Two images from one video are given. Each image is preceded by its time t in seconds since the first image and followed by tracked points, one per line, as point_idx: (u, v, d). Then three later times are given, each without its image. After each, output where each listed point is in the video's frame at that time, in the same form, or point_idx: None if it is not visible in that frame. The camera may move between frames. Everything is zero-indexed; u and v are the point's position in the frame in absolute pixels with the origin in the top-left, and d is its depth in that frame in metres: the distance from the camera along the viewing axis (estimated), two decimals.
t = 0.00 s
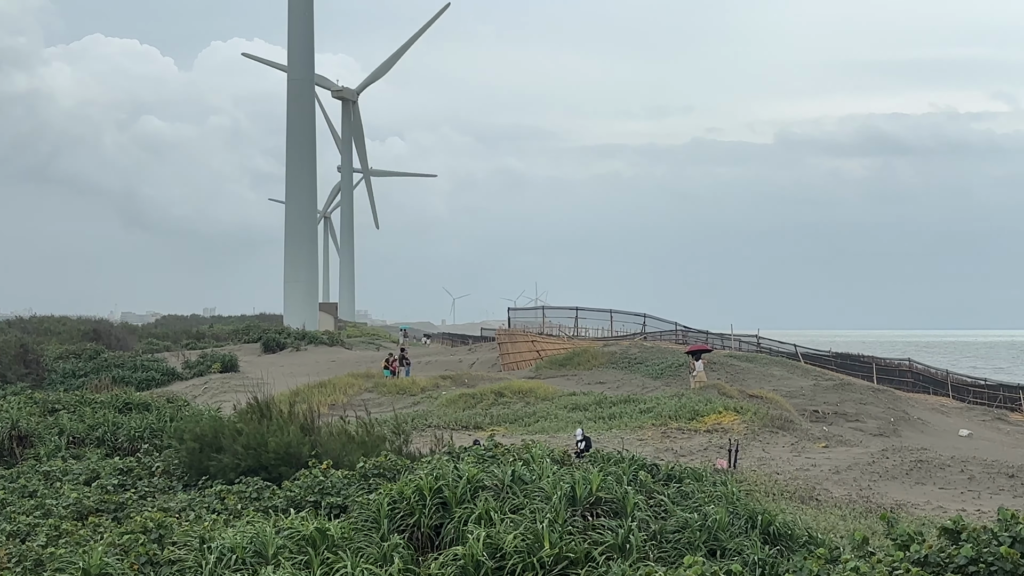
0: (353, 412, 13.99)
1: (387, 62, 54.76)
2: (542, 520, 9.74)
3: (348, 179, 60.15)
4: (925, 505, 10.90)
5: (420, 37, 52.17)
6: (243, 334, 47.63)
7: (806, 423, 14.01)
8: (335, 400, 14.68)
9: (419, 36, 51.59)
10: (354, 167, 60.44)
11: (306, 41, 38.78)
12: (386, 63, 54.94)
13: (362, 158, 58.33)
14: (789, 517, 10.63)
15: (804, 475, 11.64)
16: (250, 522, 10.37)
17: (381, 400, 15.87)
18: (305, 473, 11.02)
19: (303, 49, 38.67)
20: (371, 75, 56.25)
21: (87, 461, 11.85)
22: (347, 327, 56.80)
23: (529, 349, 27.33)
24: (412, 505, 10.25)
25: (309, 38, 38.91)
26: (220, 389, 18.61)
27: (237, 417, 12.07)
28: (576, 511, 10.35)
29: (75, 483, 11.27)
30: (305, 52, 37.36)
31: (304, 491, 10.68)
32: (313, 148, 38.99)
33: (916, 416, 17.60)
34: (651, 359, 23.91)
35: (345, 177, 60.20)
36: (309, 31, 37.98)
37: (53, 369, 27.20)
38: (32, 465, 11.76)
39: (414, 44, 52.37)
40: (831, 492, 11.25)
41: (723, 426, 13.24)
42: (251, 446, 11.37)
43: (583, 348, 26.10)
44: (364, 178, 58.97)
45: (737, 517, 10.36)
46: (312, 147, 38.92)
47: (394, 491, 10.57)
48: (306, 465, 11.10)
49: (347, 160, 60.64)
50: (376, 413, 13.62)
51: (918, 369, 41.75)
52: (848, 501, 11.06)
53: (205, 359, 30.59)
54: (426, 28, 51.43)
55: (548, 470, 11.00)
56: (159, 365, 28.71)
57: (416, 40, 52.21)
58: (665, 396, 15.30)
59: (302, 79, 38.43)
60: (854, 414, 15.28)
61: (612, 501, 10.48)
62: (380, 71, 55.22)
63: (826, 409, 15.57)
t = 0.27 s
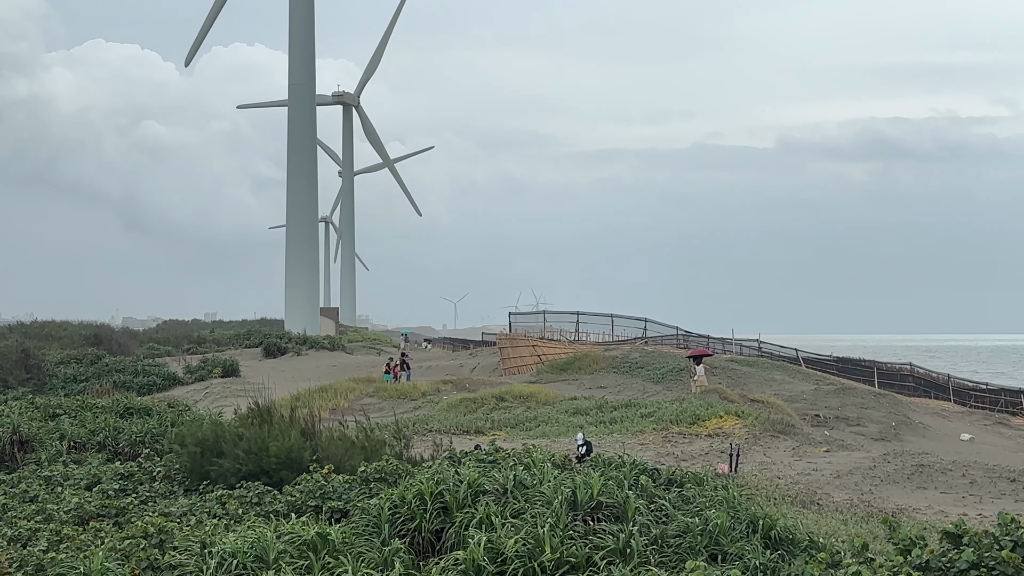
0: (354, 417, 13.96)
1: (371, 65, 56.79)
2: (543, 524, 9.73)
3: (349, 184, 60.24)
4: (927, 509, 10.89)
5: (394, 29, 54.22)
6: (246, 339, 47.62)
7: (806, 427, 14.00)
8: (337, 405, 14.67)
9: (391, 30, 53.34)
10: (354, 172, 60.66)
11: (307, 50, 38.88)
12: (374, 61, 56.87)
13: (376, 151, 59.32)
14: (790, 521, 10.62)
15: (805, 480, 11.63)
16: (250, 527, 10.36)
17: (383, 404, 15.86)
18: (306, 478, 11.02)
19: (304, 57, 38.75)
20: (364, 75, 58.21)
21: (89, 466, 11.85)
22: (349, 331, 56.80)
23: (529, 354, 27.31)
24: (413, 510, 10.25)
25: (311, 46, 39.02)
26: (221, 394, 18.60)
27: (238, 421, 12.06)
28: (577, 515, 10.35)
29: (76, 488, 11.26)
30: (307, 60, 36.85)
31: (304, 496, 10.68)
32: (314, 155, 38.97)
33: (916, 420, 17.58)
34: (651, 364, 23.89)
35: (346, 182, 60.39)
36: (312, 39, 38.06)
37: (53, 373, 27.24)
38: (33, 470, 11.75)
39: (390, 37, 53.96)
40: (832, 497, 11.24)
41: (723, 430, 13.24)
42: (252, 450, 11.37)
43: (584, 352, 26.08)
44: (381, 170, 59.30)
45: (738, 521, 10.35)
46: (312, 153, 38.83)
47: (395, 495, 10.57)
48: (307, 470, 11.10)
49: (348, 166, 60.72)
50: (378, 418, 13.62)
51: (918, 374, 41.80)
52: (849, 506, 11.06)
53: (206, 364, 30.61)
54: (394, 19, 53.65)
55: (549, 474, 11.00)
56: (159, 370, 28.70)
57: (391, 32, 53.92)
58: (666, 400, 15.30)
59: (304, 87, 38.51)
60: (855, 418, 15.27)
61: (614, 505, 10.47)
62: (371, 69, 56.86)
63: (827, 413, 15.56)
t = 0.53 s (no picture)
0: (366, 414, 14.68)
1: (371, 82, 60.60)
2: (545, 515, 10.41)
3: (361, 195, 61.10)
4: (906, 501, 11.54)
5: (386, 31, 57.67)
6: (265, 340, 48.48)
7: (793, 423, 14.67)
8: (350, 402, 15.37)
9: (383, 37, 57.69)
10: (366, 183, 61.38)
11: (322, 53, 39.51)
12: (375, 70, 60.79)
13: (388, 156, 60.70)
14: (778, 512, 11.29)
15: (792, 472, 12.31)
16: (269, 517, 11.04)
17: (394, 402, 16.55)
18: (321, 471, 11.70)
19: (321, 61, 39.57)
20: (369, 85, 60.94)
21: (117, 460, 12.56)
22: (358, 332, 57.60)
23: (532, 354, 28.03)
24: (422, 501, 10.93)
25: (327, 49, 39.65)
26: (241, 391, 19.37)
27: (258, 418, 12.78)
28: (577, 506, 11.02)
29: (105, 481, 11.97)
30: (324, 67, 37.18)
31: (320, 488, 11.36)
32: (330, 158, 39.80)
33: (897, 417, 18.24)
34: (647, 363, 24.58)
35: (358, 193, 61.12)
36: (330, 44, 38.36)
37: (83, 373, 28.03)
38: (66, 463, 12.48)
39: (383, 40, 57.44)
40: (818, 488, 11.90)
41: (715, 425, 13.92)
42: (272, 445, 12.08)
43: (584, 352, 26.77)
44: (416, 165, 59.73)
45: (729, 512, 11.01)
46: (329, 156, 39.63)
47: (406, 488, 11.24)
48: (323, 463, 11.79)
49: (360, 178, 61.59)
50: (389, 414, 14.32)
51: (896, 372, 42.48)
52: (834, 497, 11.72)
53: (228, 363, 31.38)
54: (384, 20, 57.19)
55: (551, 467, 11.68)
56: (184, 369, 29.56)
57: (382, 55, 61.03)
58: (661, 397, 15.98)
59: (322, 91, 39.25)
60: (839, 415, 15.95)
61: (611, 497, 11.16)
62: (376, 77, 60.21)
63: (813, 410, 16.24)
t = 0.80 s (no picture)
0: (387, 407, 15.93)
1: (380, 100, 67.23)
2: (549, 498, 11.61)
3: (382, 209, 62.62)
4: (877, 485, 12.73)
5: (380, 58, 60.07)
6: (297, 339, 50.00)
7: (774, 415, 15.88)
8: (373, 395, 16.64)
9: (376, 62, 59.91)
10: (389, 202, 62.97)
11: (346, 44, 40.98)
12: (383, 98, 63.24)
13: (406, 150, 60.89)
14: (760, 495, 12.48)
15: (774, 460, 13.51)
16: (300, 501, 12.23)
17: (418, 396, 17.81)
18: (347, 459, 12.92)
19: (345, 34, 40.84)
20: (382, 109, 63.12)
21: (162, 449, 13.82)
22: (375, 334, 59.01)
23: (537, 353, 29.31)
24: (439, 485, 12.14)
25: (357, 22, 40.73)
26: (274, 387, 20.69)
27: (289, 411, 14.04)
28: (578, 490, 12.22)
29: (152, 467, 13.21)
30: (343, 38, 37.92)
31: (346, 474, 12.57)
32: (351, 135, 40.74)
33: (866, 410, 19.43)
34: (642, 360, 25.82)
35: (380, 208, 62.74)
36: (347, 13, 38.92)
37: (133, 369, 29.48)
38: (116, 452, 13.76)
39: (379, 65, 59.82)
40: (797, 474, 13.09)
41: (703, 417, 15.13)
42: (303, 435, 13.32)
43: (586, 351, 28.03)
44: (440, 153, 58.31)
45: (716, 495, 12.21)
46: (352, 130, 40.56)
47: (423, 473, 12.46)
48: (348, 452, 13.01)
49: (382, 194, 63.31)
50: (407, 406, 15.58)
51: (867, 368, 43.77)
52: (811, 482, 12.91)
53: (263, 362, 32.94)
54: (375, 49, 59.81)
55: (555, 455, 12.90)
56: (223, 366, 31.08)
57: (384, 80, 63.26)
58: (656, 391, 17.21)
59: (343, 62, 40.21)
60: (816, 407, 17.17)
61: (609, 482, 12.37)
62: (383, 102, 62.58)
63: (792, 403, 17.45)
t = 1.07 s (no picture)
0: (399, 411, 16.08)
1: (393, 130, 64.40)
2: (558, 502, 11.71)
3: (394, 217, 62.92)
4: (884, 489, 12.82)
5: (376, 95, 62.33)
6: (309, 345, 50.24)
7: (782, 419, 15.99)
8: (383, 399, 16.80)
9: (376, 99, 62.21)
10: (401, 209, 63.21)
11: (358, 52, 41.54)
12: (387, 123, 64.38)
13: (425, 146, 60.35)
14: (768, 499, 12.58)
15: (781, 464, 13.61)
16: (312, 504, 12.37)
17: (424, 400, 17.95)
18: (357, 463, 13.08)
19: (358, 24, 41.47)
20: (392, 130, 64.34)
21: (176, 453, 14.00)
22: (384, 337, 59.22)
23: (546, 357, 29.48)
24: (449, 490, 12.26)
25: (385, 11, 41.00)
26: (286, 391, 20.86)
27: (301, 415, 14.21)
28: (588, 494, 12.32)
29: (166, 471, 13.37)
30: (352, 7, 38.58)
31: (357, 477, 12.71)
32: (363, 142, 40.97)
33: (878, 414, 19.51)
34: (649, 365, 25.93)
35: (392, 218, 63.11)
36: None
37: (146, 375, 29.65)
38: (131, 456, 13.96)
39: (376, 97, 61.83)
40: (804, 478, 13.20)
41: (711, 421, 15.26)
42: (315, 440, 13.48)
43: (594, 356, 28.14)
44: (467, 145, 55.75)
45: (724, 499, 12.30)
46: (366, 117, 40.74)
47: (433, 478, 12.58)
48: (359, 456, 13.16)
49: (393, 201, 63.60)
50: (417, 410, 15.72)
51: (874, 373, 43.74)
52: (819, 486, 13.00)
53: (275, 366, 33.08)
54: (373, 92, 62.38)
55: (563, 459, 13.03)
56: (236, 371, 31.30)
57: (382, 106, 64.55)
58: (663, 396, 17.34)
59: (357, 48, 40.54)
60: (823, 411, 17.27)
61: (618, 486, 12.48)
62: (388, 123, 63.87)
63: (799, 407, 17.56)
